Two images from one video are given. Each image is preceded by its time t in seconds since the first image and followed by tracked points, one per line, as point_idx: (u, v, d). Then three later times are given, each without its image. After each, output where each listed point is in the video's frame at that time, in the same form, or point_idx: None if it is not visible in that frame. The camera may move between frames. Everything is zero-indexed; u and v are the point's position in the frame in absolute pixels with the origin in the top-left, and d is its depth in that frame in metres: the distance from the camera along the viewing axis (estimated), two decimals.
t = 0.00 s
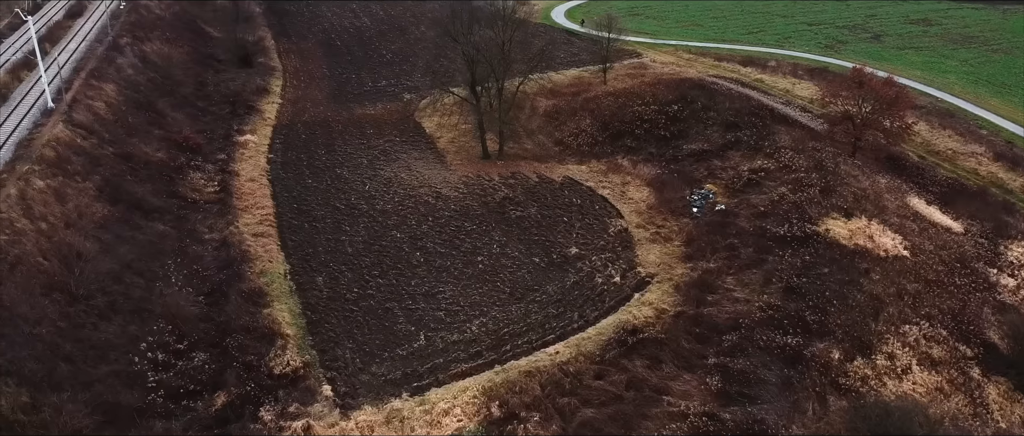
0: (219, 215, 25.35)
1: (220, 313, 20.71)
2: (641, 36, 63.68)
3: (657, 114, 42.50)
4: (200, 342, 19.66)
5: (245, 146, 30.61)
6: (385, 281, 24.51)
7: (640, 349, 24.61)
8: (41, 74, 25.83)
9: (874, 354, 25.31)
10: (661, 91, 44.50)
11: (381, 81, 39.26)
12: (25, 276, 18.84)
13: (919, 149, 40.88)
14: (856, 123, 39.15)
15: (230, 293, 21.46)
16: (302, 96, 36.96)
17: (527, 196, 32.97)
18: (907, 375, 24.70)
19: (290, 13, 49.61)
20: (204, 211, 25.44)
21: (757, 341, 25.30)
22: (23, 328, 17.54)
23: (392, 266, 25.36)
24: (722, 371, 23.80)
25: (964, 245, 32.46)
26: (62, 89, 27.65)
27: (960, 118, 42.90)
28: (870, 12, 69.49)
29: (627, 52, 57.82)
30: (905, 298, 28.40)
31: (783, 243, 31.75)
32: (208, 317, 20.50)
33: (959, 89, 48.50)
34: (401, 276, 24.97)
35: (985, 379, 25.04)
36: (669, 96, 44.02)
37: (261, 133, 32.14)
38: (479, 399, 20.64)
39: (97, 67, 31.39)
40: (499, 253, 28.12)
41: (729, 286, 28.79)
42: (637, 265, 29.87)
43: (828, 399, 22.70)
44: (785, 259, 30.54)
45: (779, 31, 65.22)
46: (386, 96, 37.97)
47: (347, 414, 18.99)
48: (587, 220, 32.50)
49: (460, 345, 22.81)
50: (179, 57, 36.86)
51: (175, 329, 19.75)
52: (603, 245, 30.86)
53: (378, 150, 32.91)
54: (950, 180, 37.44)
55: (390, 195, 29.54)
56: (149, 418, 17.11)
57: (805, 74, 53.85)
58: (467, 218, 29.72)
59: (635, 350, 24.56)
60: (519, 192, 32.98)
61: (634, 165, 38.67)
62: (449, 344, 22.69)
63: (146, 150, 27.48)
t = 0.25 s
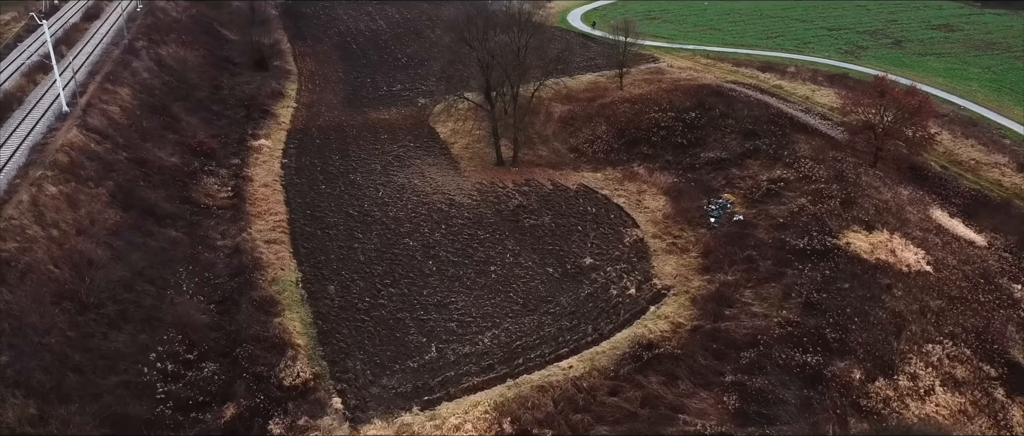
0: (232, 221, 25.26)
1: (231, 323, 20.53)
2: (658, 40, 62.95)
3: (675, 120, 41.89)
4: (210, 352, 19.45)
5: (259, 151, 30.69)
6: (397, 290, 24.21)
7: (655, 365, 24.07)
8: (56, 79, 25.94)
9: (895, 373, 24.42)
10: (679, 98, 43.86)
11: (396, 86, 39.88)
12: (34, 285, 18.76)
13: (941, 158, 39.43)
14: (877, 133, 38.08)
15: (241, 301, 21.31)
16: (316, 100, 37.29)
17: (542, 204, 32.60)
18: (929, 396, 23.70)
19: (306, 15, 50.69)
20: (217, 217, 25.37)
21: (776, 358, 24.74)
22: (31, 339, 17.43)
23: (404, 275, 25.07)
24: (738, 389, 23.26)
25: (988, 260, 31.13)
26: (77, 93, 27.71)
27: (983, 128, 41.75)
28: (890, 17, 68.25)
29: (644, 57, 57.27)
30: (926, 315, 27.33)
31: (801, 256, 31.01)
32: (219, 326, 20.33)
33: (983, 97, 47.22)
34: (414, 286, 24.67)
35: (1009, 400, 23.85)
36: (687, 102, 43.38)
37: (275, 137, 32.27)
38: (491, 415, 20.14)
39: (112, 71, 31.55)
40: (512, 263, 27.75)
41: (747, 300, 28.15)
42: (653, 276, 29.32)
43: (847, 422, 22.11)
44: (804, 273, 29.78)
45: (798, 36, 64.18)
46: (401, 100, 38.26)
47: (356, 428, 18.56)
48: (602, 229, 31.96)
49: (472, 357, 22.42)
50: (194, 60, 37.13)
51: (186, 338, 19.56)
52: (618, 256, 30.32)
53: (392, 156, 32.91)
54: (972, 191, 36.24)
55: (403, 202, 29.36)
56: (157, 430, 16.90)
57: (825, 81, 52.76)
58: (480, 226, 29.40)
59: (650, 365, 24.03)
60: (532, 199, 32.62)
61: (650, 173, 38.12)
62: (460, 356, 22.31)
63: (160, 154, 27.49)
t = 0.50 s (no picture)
0: (247, 228, 25.22)
1: (244, 332, 20.37)
2: (678, 45, 62.12)
3: (694, 128, 41.21)
4: (222, 362, 19.25)
5: (276, 157, 30.82)
6: (410, 300, 23.87)
7: (672, 382, 23.50)
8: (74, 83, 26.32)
9: (919, 395, 23.46)
10: (699, 105, 43.14)
11: (413, 90, 39.84)
12: (47, 292, 18.73)
13: (967, 169, 38.18)
14: (901, 144, 36.75)
15: (255, 309, 21.21)
16: (334, 104, 37.41)
17: (558, 212, 32.16)
18: (954, 420, 22.58)
19: (324, 17, 51.12)
20: (231, 223, 25.41)
21: (797, 378, 24.05)
22: (43, 348, 17.37)
23: (418, 284, 24.75)
24: (757, 409, 22.64)
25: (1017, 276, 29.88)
26: (94, 97, 28.09)
27: (1010, 139, 40.48)
28: (914, 23, 66.78)
29: (665, 62, 56.56)
30: (953, 335, 26.05)
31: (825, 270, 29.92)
32: (231, 336, 20.17)
33: (1010, 106, 45.77)
34: (428, 296, 24.31)
35: None
36: (707, 110, 42.62)
37: (292, 143, 32.38)
38: (504, 431, 19.59)
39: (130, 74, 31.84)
40: (527, 273, 27.33)
41: (767, 316, 27.47)
42: (671, 289, 28.73)
43: None
44: (827, 288, 28.79)
45: (820, 41, 62.91)
46: (418, 105, 38.15)
47: None
48: (619, 240, 31.41)
49: (486, 371, 21.97)
50: (213, 64, 37.42)
51: (198, 348, 19.38)
52: (636, 267, 29.77)
53: (408, 162, 32.76)
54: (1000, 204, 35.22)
55: (419, 209, 29.15)
56: None
57: (848, 87, 51.28)
58: (495, 234, 29.02)
59: (668, 382, 23.46)
60: (548, 208, 32.18)
61: (669, 182, 37.49)
62: (474, 369, 21.86)
63: (175, 160, 27.63)
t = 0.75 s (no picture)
0: (265, 234, 25.20)
1: (259, 341, 20.22)
2: (700, 50, 61.20)
3: (716, 137, 40.35)
4: (236, 372, 19.07)
5: (294, 161, 30.88)
6: (426, 310, 23.52)
7: (691, 401, 22.86)
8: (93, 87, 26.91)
9: (947, 419, 22.29)
10: (722, 113, 42.20)
11: (432, 94, 39.70)
12: (62, 301, 18.73)
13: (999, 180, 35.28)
14: (930, 156, 34.96)
15: (270, 317, 21.07)
16: (353, 108, 37.51)
17: (577, 221, 31.70)
18: None
19: (344, 21, 52.00)
20: (249, 229, 25.39)
21: (823, 398, 23.16)
22: (57, 357, 17.28)
23: (435, 293, 24.40)
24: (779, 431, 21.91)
25: None
26: (113, 101, 28.64)
27: None
28: (941, 29, 65.07)
29: (688, 68, 55.78)
30: (983, 357, 24.68)
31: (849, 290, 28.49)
32: (246, 345, 20.02)
33: None
34: (444, 306, 23.94)
35: None
36: (729, 118, 41.61)
37: (311, 148, 32.46)
38: None
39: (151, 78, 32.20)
40: (545, 284, 26.88)
41: (790, 332, 26.65)
42: (692, 303, 28.09)
43: None
44: (852, 306, 27.51)
45: (845, 47, 61.40)
46: (437, 110, 37.99)
47: None
48: (639, 251, 30.83)
49: (501, 384, 21.47)
50: (234, 68, 37.68)
51: (213, 357, 19.21)
52: (655, 279, 29.17)
53: (426, 168, 32.59)
54: None
55: (436, 216, 28.91)
56: None
57: (873, 94, 49.27)
58: (513, 243, 28.65)
59: (687, 401, 22.85)
60: (567, 216, 31.69)
61: (690, 191, 36.84)
62: (489, 383, 21.38)
63: (194, 164, 27.74)
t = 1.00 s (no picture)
0: (283, 240, 25.25)
1: (274, 350, 20.10)
2: (724, 55, 60.14)
3: (741, 146, 39.20)
4: (251, 382, 18.91)
5: (314, 165, 30.94)
6: (443, 321, 23.13)
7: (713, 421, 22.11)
8: (114, 91, 27.34)
9: None
10: (746, 121, 40.87)
11: (452, 99, 39.48)
12: (78, 309, 18.63)
13: None
14: (960, 168, 33.71)
15: (287, 326, 21.00)
16: (374, 112, 37.52)
17: (597, 230, 31.13)
18: None
19: (367, 23, 52.10)
20: (267, 235, 25.41)
21: (851, 422, 22.24)
22: (72, 366, 17.14)
23: (452, 304, 24.01)
24: None
25: None
26: (134, 104, 29.06)
27: None
28: (970, 36, 63.07)
29: (712, 73, 54.86)
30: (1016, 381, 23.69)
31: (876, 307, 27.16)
32: (262, 355, 19.90)
33: None
34: (461, 316, 23.54)
35: None
36: (754, 127, 40.27)
37: (331, 152, 32.57)
38: None
39: (172, 82, 32.52)
40: (564, 295, 26.31)
41: (815, 351, 25.64)
42: (715, 318, 27.36)
43: None
44: (879, 324, 26.29)
45: (871, 54, 59.62)
46: (457, 115, 37.77)
47: None
48: (661, 263, 30.15)
49: (518, 399, 20.90)
50: (256, 71, 37.89)
51: (228, 366, 19.06)
52: (676, 293, 28.45)
53: (446, 174, 32.39)
54: None
55: (454, 224, 28.64)
56: None
57: (901, 102, 47.15)
58: (531, 252, 28.18)
59: (710, 421, 22.12)
60: (587, 225, 31.14)
61: (714, 200, 36.06)
62: (506, 397, 20.84)
63: (214, 168, 27.93)
